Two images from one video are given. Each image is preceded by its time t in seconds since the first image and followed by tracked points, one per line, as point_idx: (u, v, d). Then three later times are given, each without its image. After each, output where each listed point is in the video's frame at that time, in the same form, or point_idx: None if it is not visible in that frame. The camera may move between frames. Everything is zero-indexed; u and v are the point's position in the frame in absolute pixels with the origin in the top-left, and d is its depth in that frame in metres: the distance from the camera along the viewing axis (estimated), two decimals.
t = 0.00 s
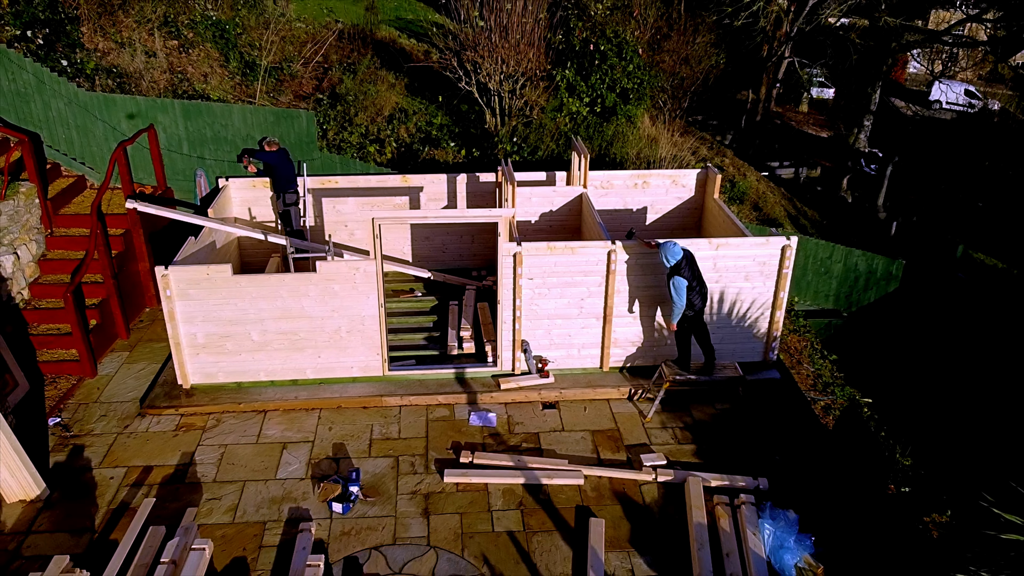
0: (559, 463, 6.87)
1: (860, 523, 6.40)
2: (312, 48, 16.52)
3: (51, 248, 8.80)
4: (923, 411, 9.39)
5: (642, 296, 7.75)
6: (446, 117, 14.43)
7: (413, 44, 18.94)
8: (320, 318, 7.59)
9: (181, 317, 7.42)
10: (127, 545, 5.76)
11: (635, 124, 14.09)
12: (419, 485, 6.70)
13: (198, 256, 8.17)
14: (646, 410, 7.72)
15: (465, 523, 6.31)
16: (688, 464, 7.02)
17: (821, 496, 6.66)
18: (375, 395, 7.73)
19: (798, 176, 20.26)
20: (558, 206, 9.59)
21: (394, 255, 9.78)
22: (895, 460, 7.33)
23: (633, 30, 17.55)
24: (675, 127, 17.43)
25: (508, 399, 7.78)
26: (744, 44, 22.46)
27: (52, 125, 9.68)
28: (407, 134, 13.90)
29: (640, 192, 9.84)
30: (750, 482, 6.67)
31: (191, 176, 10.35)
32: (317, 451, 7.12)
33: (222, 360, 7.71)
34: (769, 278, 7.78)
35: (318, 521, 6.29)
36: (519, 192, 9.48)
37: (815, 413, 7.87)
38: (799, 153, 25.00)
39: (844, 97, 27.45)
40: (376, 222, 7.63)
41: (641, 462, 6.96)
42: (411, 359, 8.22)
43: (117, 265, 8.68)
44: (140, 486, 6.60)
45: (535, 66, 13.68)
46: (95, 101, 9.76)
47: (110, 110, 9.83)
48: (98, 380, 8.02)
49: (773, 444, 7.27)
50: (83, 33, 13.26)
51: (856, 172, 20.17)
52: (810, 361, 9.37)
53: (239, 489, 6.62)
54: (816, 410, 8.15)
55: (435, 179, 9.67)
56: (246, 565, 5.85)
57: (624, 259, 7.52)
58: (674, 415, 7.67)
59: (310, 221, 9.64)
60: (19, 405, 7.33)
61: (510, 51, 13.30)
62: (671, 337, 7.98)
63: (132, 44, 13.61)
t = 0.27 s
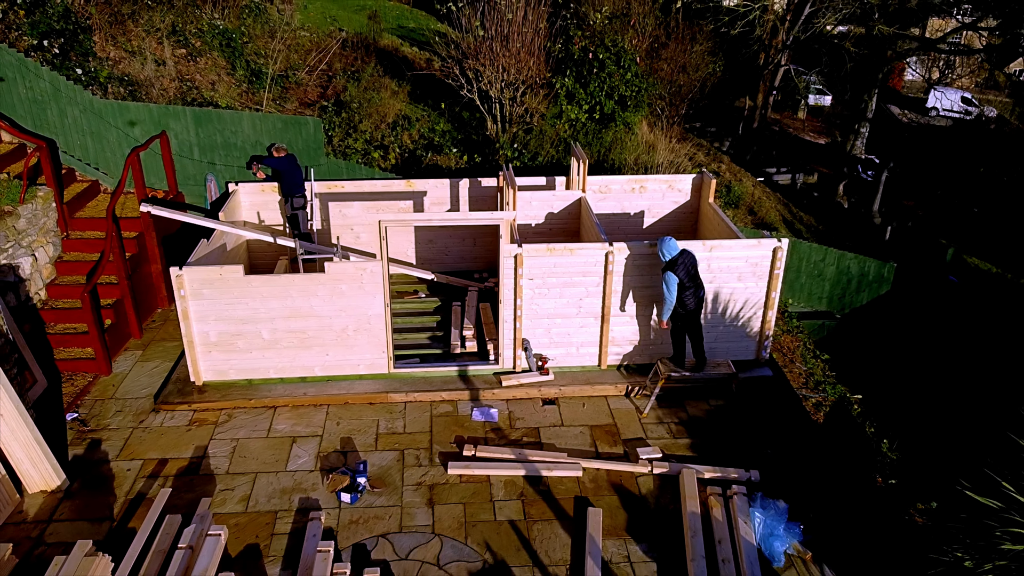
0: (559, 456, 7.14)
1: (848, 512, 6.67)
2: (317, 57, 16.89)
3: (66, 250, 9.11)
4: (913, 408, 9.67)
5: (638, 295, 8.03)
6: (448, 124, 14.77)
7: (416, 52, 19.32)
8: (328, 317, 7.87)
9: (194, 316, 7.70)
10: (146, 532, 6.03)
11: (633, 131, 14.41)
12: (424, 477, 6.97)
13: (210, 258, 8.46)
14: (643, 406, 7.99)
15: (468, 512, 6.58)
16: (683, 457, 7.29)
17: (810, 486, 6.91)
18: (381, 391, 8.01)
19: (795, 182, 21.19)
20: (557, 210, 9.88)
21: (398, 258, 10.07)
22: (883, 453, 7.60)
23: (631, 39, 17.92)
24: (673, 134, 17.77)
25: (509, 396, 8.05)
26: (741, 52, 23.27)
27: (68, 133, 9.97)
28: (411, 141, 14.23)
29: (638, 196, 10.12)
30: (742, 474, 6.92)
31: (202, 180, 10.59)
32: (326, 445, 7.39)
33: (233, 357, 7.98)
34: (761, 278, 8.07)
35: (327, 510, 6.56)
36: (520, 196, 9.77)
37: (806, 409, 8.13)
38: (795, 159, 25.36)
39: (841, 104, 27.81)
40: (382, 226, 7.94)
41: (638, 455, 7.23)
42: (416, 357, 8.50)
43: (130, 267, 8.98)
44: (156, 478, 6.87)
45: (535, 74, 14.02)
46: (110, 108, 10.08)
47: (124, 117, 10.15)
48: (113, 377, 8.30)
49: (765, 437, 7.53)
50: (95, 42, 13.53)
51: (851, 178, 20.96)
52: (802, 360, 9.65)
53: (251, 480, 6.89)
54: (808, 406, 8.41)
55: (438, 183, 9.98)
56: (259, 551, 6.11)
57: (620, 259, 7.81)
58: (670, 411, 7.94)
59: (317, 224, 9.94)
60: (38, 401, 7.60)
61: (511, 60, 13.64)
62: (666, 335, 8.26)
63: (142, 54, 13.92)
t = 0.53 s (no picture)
0: (557, 452, 7.44)
1: (833, 504, 6.96)
2: (321, 67, 17.27)
3: (81, 254, 9.44)
4: (900, 408, 9.97)
5: (633, 297, 8.34)
6: (449, 132, 15.13)
7: (418, 63, 19.72)
8: (335, 319, 8.18)
9: (206, 317, 8.01)
10: (162, 523, 6.32)
11: (630, 139, 14.75)
12: (428, 472, 7.26)
13: (221, 262, 8.78)
14: (638, 405, 8.29)
15: (470, 505, 6.87)
16: (676, 453, 7.58)
17: (798, 480, 7.20)
18: (385, 390, 8.31)
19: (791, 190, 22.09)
20: (556, 216, 10.20)
21: (401, 262, 10.38)
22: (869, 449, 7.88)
23: (628, 50, 18.32)
24: (670, 142, 18.14)
25: (509, 395, 8.36)
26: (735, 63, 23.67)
27: (83, 142, 10.32)
28: (413, 149, 14.57)
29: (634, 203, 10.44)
30: (732, 469, 7.19)
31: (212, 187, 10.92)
32: (333, 441, 7.69)
33: (243, 357, 8.29)
34: (752, 282, 8.39)
35: (335, 503, 6.86)
36: (519, 203, 10.10)
37: (795, 407, 8.43)
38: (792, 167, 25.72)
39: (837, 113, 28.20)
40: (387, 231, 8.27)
41: (633, 451, 7.52)
42: (419, 358, 8.82)
43: (143, 271, 9.30)
44: (171, 472, 7.17)
45: (535, 84, 14.39)
46: (123, 117, 10.39)
47: (137, 126, 10.46)
48: (127, 377, 8.61)
49: (755, 434, 7.82)
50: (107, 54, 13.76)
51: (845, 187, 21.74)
52: (793, 361, 9.96)
53: (262, 475, 7.18)
54: (798, 405, 8.71)
55: (441, 191, 10.31)
56: (271, 541, 6.39)
57: (616, 264, 8.12)
58: (664, 410, 8.24)
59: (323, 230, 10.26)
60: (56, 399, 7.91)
61: (511, 71, 14.01)
62: (661, 337, 8.58)
63: (152, 64, 14.24)
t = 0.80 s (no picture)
0: (555, 448, 7.75)
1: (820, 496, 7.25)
2: (325, 77, 17.67)
3: (96, 259, 9.77)
4: (888, 407, 10.29)
5: (629, 300, 8.67)
6: (451, 141, 15.52)
7: (420, 73, 20.14)
8: (342, 320, 8.51)
9: (218, 319, 8.33)
10: (179, 514, 6.62)
11: (627, 148, 15.13)
12: (431, 467, 7.57)
13: (232, 266, 9.11)
14: (633, 403, 8.61)
15: (472, 497, 7.17)
16: (670, 449, 7.89)
17: (786, 474, 7.50)
18: (390, 390, 8.62)
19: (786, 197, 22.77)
20: (555, 222, 10.54)
21: (404, 267, 10.72)
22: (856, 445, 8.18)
23: (626, 61, 18.75)
24: (666, 151, 18.53)
25: (510, 394, 8.67)
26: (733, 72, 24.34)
27: (98, 150, 10.68)
28: (416, 157, 14.93)
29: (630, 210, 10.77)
30: (724, 464, 7.50)
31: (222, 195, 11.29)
32: (340, 438, 8.00)
33: (254, 358, 8.61)
34: (743, 285, 8.71)
35: (343, 496, 7.16)
36: (519, 210, 10.44)
37: (785, 406, 8.74)
38: (788, 175, 26.10)
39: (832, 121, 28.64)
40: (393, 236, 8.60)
41: (628, 448, 7.83)
42: (422, 359, 9.14)
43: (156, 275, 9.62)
44: (185, 467, 7.47)
45: (534, 95, 14.79)
46: (136, 127, 10.75)
47: (149, 136, 10.82)
48: (141, 378, 8.92)
49: (746, 431, 8.13)
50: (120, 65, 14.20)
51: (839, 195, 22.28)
52: (785, 363, 10.28)
53: (272, 469, 7.49)
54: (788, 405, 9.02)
55: (443, 198, 10.65)
56: (282, 531, 6.69)
57: (613, 267, 8.44)
58: (659, 408, 8.55)
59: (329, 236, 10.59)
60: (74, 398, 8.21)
61: (511, 82, 14.42)
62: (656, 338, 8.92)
63: (162, 75, 14.62)
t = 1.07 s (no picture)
0: (554, 444, 8.07)
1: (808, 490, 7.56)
2: (330, 88, 18.05)
3: (110, 264, 10.12)
4: (878, 408, 10.60)
5: (625, 303, 9.01)
6: (452, 151, 15.89)
7: (423, 84, 20.53)
8: (348, 322, 8.85)
9: (230, 321, 8.67)
10: (194, 506, 6.94)
11: (624, 157, 15.49)
12: (435, 462, 7.89)
13: (242, 271, 9.47)
14: (629, 402, 8.94)
15: (474, 491, 7.49)
16: (664, 446, 8.20)
17: (775, 469, 7.80)
18: (395, 389, 8.95)
19: (783, 206, 22.67)
20: (553, 229, 10.90)
21: (408, 272, 11.06)
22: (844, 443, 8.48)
23: (624, 73, 19.16)
24: (663, 160, 18.88)
25: (510, 394, 8.99)
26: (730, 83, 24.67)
27: (112, 159, 11.07)
28: (419, 167, 15.29)
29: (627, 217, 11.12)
30: (715, 459, 7.82)
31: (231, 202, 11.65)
32: (347, 435, 8.32)
33: (263, 358, 8.95)
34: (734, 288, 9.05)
35: (350, 489, 7.48)
36: (519, 217, 10.80)
37: (776, 406, 9.05)
38: (784, 185, 26.48)
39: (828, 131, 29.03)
40: (398, 242, 8.95)
41: (624, 444, 8.15)
42: (426, 360, 9.48)
43: (168, 279, 9.96)
44: (198, 462, 7.80)
45: (533, 105, 15.16)
46: (149, 137, 11.13)
47: (162, 145, 11.19)
48: (154, 378, 9.24)
49: (738, 428, 8.44)
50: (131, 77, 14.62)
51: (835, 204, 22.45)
52: (777, 365, 10.60)
53: (282, 464, 7.81)
54: (778, 404, 9.34)
55: (446, 205, 11.00)
56: (293, 521, 7.01)
57: (609, 271, 8.79)
58: (654, 407, 8.87)
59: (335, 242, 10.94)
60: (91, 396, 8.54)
61: (512, 93, 14.79)
62: (651, 340, 9.27)
63: (172, 86, 15.01)
